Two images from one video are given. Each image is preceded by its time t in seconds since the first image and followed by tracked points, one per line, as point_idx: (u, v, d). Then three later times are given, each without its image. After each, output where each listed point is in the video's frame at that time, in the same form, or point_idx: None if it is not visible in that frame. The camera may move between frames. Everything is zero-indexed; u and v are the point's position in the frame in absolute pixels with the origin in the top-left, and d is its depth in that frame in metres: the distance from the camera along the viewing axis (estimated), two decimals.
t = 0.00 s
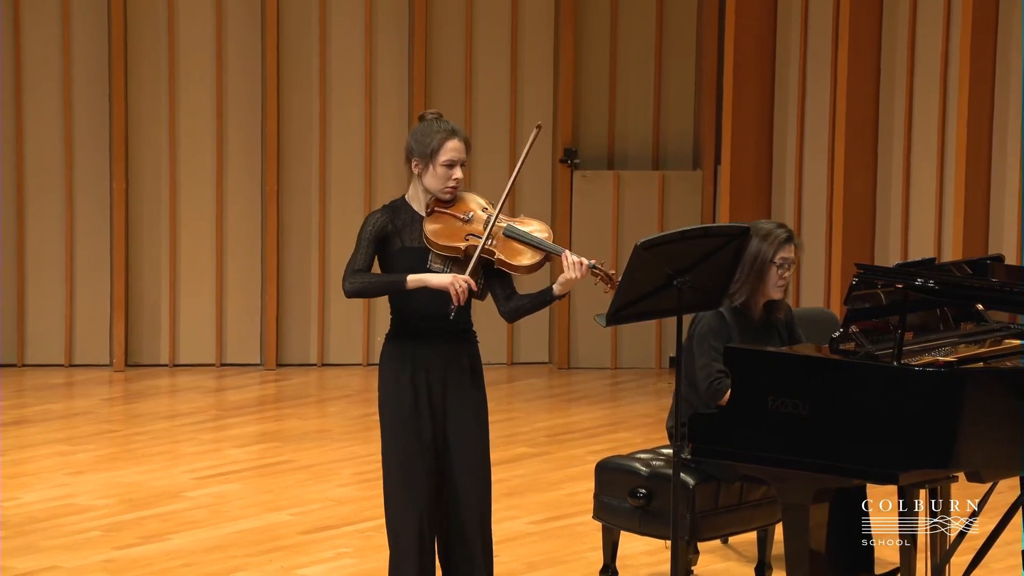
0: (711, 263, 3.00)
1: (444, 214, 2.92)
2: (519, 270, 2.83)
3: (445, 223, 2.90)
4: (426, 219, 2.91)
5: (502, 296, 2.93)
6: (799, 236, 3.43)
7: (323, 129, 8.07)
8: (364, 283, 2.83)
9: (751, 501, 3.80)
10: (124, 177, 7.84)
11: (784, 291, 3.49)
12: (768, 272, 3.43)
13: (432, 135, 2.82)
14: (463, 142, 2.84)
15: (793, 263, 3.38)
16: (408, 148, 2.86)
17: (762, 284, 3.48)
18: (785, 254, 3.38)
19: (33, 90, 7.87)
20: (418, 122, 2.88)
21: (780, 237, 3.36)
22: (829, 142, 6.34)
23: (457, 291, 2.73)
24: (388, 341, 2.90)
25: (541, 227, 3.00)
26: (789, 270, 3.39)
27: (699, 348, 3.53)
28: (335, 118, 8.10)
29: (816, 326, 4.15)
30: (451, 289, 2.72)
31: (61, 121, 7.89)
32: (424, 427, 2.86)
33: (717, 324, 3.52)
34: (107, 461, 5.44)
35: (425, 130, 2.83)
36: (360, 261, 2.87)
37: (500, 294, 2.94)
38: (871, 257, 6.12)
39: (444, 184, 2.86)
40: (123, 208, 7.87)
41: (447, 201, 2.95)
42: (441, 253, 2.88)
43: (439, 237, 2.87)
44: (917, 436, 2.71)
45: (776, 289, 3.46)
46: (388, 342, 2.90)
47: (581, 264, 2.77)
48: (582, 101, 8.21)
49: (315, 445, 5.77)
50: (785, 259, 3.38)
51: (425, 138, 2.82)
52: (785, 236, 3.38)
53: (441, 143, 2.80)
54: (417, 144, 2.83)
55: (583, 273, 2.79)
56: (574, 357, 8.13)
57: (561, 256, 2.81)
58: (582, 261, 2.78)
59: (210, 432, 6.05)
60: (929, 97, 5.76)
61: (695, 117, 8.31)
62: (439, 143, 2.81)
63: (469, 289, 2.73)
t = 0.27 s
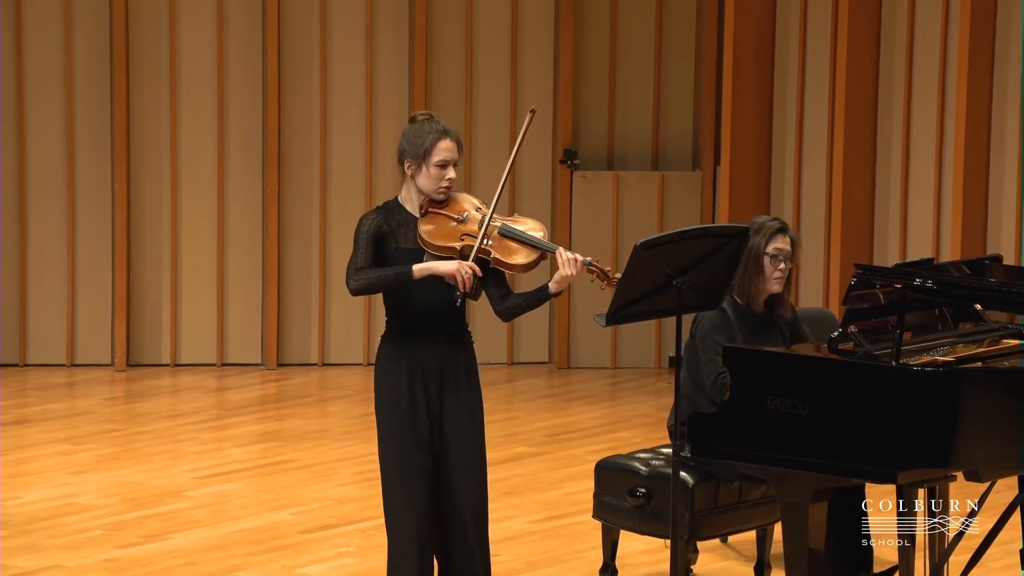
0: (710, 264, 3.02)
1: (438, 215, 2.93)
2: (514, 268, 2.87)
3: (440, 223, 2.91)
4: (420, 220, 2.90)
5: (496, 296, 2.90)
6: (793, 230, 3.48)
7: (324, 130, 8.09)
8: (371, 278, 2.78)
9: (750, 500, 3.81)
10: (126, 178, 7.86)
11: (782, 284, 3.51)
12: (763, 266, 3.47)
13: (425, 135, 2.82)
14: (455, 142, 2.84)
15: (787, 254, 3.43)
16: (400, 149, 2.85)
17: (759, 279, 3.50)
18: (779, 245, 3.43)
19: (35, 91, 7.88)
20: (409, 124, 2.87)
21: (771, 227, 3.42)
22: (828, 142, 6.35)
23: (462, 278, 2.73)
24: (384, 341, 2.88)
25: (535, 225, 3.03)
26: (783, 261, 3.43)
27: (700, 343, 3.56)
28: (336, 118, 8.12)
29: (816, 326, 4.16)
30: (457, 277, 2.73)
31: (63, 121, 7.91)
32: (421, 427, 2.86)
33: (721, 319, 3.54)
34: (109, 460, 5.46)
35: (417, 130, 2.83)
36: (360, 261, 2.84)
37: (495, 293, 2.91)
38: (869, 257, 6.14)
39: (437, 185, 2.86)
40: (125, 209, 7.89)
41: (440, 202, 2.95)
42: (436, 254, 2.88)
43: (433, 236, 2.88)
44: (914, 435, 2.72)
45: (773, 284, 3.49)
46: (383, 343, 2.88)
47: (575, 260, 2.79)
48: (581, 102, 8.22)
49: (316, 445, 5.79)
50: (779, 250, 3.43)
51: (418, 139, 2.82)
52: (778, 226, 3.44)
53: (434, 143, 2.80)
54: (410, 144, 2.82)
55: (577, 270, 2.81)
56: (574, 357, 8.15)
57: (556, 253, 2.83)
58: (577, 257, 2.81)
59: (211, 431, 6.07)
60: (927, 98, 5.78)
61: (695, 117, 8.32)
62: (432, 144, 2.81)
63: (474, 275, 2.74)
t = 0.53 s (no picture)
0: (710, 264, 3.04)
1: (435, 215, 2.93)
2: (511, 267, 2.87)
3: (437, 223, 2.92)
4: (417, 220, 2.91)
5: (493, 296, 2.90)
6: (793, 231, 3.48)
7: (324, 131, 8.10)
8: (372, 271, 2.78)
9: (749, 500, 3.83)
10: (127, 179, 7.87)
11: (781, 284, 3.51)
12: (763, 266, 3.47)
13: (420, 135, 2.81)
14: (451, 141, 2.83)
15: (787, 253, 3.43)
16: (396, 149, 2.85)
17: (759, 278, 3.52)
18: (778, 245, 3.43)
19: (36, 92, 7.90)
20: (405, 124, 2.87)
21: (771, 227, 3.42)
22: (827, 142, 6.37)
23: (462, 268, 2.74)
24: (381, 341, 2.89)
25: (531, 224, 3.02)
26: (783, 261, 3.43)
27: (703, 342, 3.55)
28: (336, 118, 8.13)
29: (815, 325, 4.17)
30: (457, 265, 2.73)
31: (65, 121, 7.93)
32: (418, 426, 2.86)
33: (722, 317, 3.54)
34: (110, 459, 5.48)
35: (412, 130, 2.83)
36: (360, 257, 2.83)
37: (491, 293, 2.91)
38: (868, 257, 6.15)
39: (433, 184, 2.85)
40: (126, 209, 7.90)
41: (437, 202, 2.96)
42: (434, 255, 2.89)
43: (430, 236, 2.89)
44: (913, 434, 2.72)
45: (772, 284, 3.49)
46: (381, 342, 2.89)
47: (569, 258, 2.79)
48: (582, 102, 8.24)
49: (317, 444, 5.80)
50: (778, 250, 3.43)
51: (413, 138, 2.81)
52: (776, 226, 3.45)
53: (430, 142, 2.79)
54: (406, 144, 2.82)
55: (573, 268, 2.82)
56: (574, 357, 8.16)
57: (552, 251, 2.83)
58: (571, 256, 2.80)
59: (212, 431, 6.09)
60: (926, 100, 5.79)
61: (694, 118, 8.33)
62: (427, 143, 2.80)
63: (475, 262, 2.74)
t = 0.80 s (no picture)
0: (709, 263, 3.05)
1: (432, 213, 2.92)
2: (505, 267, 2.84)
3: (433, 222, 2.90)
4: (413, 217, 2.90)
5: (489, 295, 2.92)
6: (793, 231, 3.48)
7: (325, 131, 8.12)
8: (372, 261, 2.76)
9: (748, 499, 3.84)
10: (128, 179, 7.88)
11: (782, 284, 3.53)
12: (766, 266, 3.48)
13: (417, 133, 2.80)
14: (448, 140, 2.81)
15: (789, 254, 3.44)
16: (394, 146, 2.84)
17: (761, 279, 3.53)
18: (779, 246, 3.43)
19: (38, 92, 7.91)
20: (404, 122, 2.85)
21: (773, 228, 3.42)
22: (826, 142, 6.38)
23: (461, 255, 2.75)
24: (377, 341, 2.87)
25: (528, 223, 3.00)
26: (785, 262, 3.44)
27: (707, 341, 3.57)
28: (336, 119, 8.15)
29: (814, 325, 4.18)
30: (455, 252, 2.74)
31: (66, 122, 7.94)
32: (415, 426, 2.83)
33: (725, 316, 3.55)
34: (112, 459, 5.49)
35: (410, 129, 2.81)
36: (360, 249, 2.81)
37: (488, 291, 2.92)
38: (867, 258, 6.17)
39: (429, 183, 2.84)
40: (127, 209, 7.92)
41: (434, 199, 2.94)
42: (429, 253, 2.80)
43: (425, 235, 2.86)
44: (911, 433, 2.73)
45: (773, 284, 3.51)
46: (377, 342, 2.87)
47: (566, 261, 2.81)
48: (582, 102, 8.25)
49: (318, 444, 5.81)
50: (780, 252, 3.43)
51: (410, 137, 2.80)
52: (778, 227, 3.44)
53: (426, 141, 2.78)
54: (403, 141, 2.81)
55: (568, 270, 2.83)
56: (573, 356, 8.18)
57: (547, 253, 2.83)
58: (567, 257, 2.82)
59: (213, 430, 6.10)
60: (924, 102, 5.81)
61: (694, 118, 8.35)
62: (424, 142, 2.79)
63: (473, 249, 2.76)
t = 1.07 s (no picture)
0: (708, 263, 3.06)
1: (427, 209, 2.89)
2: (495, 263, 2.80)
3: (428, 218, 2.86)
4: (409, 213, 2.88)
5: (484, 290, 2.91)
6: (795, 232, 3.50)
7: (325, 132, 8.14)
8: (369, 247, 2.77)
9: (747, 499, 3.85)
10: (129, 180, 7.90)
11: (783, 285, 3.56)
12: (767, 267, 3.51)
13: (413, 129, 2.82)
14: (445, 137, 2.83)
15: (790, 256, 3.46)
16: (392, 141, 2.86)
17: (762, 280, 3.55)
18: (780, 248, 3.45)
19: (39, 93, 7.93)
20: (404, 117, 2.88)
21: (774, 231, 3.43)
22: (824, 143, 6.41)
23: (457, 235, 2.74)
24: (376, 337, 2.88)
25: (523, 220, 2.92)
26: (786, 264, 3.46)
27: (710, 340, 3.58)
28: (337, 120, 8.17)
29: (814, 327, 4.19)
30: (452, 232, 2.74)
31: (68, 122, 7.96)
32: (411, 423, 2.83)
33: (727, 316, 3.56)
34: (113, 458, 5.51)
35: (408, 124, 2.83)
36: (360, 236, 2.82)
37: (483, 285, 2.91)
38: (865, 258, 6.20)
39: (425, 179, 2.85)
40: (129, 209, 7.94)
41: (430, 196, 2.92)
42: (424, 248, 2.81)
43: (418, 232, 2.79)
44: (911, 432, 2.73)
45: (774, 284, 3.54)
46: (377, 339, 2.88)
47: (553, 256, 2.77)
48: (581, 103, 8.27)
49: (319, 443, 5.83)
50: (782, 254, 3.45)
51: (407, 132, 2.82)
52: (780, 229, 3.45)
53: (422, 137, 2.80)
54: (399, 137, 2.83)
55: (556, 265, 2.80)
56: (573, 356, 8.20)
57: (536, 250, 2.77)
58: (555, 252, 2.78)
59: (214, 430, 6.12)
60: (922, 103, 5.84)
61: (693, 118, 8.37)
62: (419, 138, 2.80)
63: (470, 229, 2.75)
